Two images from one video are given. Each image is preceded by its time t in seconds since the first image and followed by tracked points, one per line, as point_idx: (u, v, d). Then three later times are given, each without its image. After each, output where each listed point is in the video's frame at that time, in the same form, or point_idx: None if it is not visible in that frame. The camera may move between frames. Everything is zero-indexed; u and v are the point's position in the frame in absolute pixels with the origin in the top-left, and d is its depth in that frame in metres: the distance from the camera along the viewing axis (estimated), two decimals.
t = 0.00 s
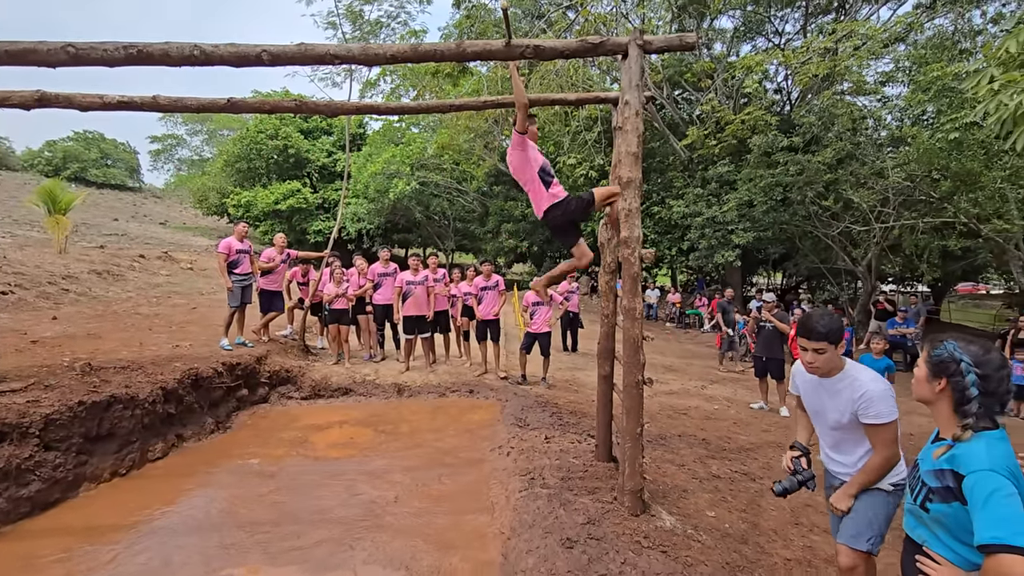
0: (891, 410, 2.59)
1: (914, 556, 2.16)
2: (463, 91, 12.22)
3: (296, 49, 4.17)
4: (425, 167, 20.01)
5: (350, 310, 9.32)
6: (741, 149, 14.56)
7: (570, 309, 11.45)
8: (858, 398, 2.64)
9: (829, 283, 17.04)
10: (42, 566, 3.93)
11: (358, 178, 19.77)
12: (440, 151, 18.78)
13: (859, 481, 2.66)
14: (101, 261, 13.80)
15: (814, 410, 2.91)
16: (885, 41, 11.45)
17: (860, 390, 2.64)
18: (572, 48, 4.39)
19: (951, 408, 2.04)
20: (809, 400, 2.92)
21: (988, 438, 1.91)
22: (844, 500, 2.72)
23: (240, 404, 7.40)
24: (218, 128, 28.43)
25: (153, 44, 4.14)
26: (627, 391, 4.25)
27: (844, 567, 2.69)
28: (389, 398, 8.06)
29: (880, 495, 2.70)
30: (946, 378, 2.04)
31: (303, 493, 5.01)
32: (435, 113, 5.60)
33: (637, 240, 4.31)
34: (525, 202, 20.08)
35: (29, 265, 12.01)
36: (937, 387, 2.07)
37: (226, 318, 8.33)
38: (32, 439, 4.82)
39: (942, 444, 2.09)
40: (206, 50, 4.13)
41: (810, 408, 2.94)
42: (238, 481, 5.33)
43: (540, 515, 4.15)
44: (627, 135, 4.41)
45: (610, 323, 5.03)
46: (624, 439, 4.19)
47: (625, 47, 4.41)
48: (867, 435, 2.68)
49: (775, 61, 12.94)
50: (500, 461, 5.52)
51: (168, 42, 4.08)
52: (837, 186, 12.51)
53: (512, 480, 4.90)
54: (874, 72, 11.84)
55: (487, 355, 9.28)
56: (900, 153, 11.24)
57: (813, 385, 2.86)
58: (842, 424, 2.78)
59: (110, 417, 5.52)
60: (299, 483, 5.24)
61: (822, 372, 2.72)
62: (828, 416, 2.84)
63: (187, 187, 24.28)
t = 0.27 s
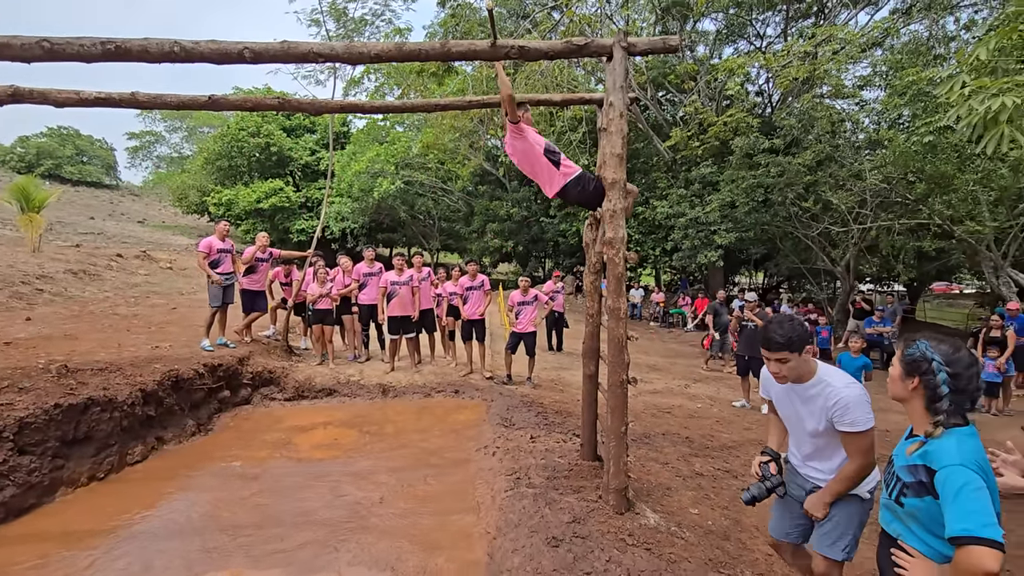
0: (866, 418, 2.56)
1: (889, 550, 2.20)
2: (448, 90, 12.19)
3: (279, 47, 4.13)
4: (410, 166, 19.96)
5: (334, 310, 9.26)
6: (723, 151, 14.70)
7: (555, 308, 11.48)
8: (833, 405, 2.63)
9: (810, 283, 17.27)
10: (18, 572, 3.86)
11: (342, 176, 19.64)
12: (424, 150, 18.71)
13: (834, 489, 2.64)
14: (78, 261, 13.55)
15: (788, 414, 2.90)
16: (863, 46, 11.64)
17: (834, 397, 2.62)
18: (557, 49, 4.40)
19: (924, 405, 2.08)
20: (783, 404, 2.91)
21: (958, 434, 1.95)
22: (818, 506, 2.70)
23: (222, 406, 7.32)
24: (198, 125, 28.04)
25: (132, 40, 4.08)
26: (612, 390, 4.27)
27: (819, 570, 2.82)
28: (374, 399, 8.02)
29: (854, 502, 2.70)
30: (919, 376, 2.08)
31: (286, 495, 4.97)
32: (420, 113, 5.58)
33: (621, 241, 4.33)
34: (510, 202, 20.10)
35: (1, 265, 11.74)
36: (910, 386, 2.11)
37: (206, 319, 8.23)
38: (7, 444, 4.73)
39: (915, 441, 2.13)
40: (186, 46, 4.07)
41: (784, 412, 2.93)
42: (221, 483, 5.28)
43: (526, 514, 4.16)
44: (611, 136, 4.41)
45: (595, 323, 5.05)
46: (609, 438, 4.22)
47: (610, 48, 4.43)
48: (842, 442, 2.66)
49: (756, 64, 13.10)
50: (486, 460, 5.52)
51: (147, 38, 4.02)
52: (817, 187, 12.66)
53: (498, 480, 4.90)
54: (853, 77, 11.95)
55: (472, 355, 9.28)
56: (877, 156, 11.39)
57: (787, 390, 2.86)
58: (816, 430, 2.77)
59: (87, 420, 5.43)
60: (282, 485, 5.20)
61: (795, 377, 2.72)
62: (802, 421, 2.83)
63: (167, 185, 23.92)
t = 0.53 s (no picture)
0: (816, 420, 2.58)
1: (852, 537, 2.25)
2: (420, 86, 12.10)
3: (247, 41, 4.04)
4: (382, 163, 19.80)
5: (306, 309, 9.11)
6: (694, 149, 14.90)
7: (530, 306, 11.50)
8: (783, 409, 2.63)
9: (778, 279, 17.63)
10: None
11: (312, 173, 19.37)
12: (396, 147, 18.55)
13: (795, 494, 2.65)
14: (35, 261, 13.08)
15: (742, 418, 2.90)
16: (827, 47, 11.89)
17: (785, 401, 2.63)
18: (530, 47, 4.41)
19: (885, 398, 2.15)
20: (736, 409, 2.91)
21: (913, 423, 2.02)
22: (781, 512, 2.71)
23: (189, 409, 7.16)
24: (160, 119, 27.29)
25: (90, 31, 3.93)
26: (587, 386, 4.29)
27: (785, 569, 2.86)
28: (347, 399, 7.92)
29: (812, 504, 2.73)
30: (879, 370, 2.15)
31: (257, 499, 4.89)
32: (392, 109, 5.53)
33: (595, 239, 4.35)
34: (484, 199, 20.07)
35: None
36: (870, 379, 2.18)
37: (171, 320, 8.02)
38: None
39: (876, 432, 2.19)
40: (148, 38, 3.95)
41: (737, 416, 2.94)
42: (189, 489, 5.16)
43: (502, 512, 4.17)
44: (584, 135, 4.42)
45: (570, 320, 5.07)
46: (583, 434, 4.24)
47: (583, 48, 4.45)
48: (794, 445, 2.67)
49: (725, 64, 13.31)
50: (462, 459, 5.50)
51: (105, 29, 3.88)
52: (784, 185, 12.89)
53: (474, 478, 4.90)
54: (818, 78, 12.17)
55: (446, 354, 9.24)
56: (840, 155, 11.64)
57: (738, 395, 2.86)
58: (770, 434, 2.78)
59: (45, 426, 5.25)
60: (254, 489, 5.10)
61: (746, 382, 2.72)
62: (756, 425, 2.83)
63: (129, 181, 23.24)
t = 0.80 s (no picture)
0: (764, 408, 2.44)
1: (811, 523, 2.28)
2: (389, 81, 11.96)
3: (206, 33, 3.92)
4: (351, 159, 19.56)
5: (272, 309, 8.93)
6: (662, 147, 15.09)
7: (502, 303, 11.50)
8: (732, 399, 2.48)
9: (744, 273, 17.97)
10: None
11: (278, 169, 19.00)
12: (365, 143, 18.32)
13: (743, 493, 2.48)
14: None
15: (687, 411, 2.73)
16: (789, 48, 12.15)
17: (734, 388, 2.47)
18: (499, 44, 4.39)
19: (840, 389, 2.19)
20: (680, 401, 2.74)
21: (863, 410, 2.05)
22: (730, 514, 2.55)
23: (150, 415, 6.97)
24: (116, 113, 26.38)
25: (37, 22, 3.75)
26: (558, 382, 4.31)
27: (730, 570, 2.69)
28: (317, 400, 7.80)
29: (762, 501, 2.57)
30: (835, 361, 2.19)
31: (223, 504, 4.77)
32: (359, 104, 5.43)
33: (565, 236, 4.37)
34: (455, 196, 19.97)
35: None
36: (826, 371, 2.22)
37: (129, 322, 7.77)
38: None
39: (833, 421, 2.25)
40: (100, 29, 3.79)
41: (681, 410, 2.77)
42: (151, 496, 5.02)
43: (475, 509, 4.16)
44: (553, 133, 4.43)
45: (541, 317, 5.07)
46: (555, 429, 4.25)
47: (551, 46, 4.45)
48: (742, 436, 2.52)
49: (692, 63, 13.50)
50: (434, 457, 5.48)
51: (53, 19, 3.70)
52: (748, 182, 13.12)
53: (447, 476, 4.88)
54: (780, 78, 12.43)
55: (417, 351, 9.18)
56: (801, 152, 11.89)
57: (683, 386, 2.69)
58: (717, 425, 2.63)
59: None
60: (220, 494, 4.98)
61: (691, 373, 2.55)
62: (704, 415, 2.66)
63: (84, 177, 22.42)
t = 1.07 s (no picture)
0: (727, 403, 2.45)
1: (772, 505, 2.33)
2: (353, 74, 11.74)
3: (153, 20, 3.77)
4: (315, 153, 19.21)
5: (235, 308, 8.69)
6: (628, 141, 15.19)
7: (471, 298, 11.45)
8: (697, 394, 2.45)
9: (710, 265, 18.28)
10: None
11: (239, 163, 18.53)
12: (330, 137, 17.99)
13: (695, 490, 2.48)
14: None
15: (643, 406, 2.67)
16: (750, 45, 12.37)
17: (704, 381, 2.45)
18: (461, 35, 4.34)
19: (797, 373, 2.25)
20: (637, 394, 2.67)
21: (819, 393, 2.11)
22: (679, 511, 2.55)
23: (103, 419, 6.75)
24: (64, 104, 25.28)
25: None
26: (526, 374, 4.30)
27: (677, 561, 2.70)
28: (282, 400, 7.65)
29: (713, 501, 2.56)
30: (792, 347, 2.26)
31: (183, 510, 4.64)
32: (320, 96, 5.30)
33: (531, 229, 4.36)
34: (423, 190, 19.77)
35: None
36: (784, 355, 2.28)
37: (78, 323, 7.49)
38: None
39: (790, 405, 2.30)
40: (38, 14, 3.58)
41: (636, 404, 2.70)
42: (107, 503, 4.85)
43: (444, 505, 4.14)
44: (518, 125, 4.40)
45: (509, 310, 5.06)
46: (523, 422, 4.25)
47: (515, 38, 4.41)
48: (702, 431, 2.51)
49: (657, 58, 13.62)
50: (403, 454, 5.43)
51: None
52: (712, 177, 13.30)
53: (416, 473, 4.84)
54: (742, 74, 12.63)
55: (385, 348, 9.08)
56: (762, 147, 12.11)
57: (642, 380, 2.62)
58: (675, 420, 2.58)
59: None
60: (180, 498, 4.83)
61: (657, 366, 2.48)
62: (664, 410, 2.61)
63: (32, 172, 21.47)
